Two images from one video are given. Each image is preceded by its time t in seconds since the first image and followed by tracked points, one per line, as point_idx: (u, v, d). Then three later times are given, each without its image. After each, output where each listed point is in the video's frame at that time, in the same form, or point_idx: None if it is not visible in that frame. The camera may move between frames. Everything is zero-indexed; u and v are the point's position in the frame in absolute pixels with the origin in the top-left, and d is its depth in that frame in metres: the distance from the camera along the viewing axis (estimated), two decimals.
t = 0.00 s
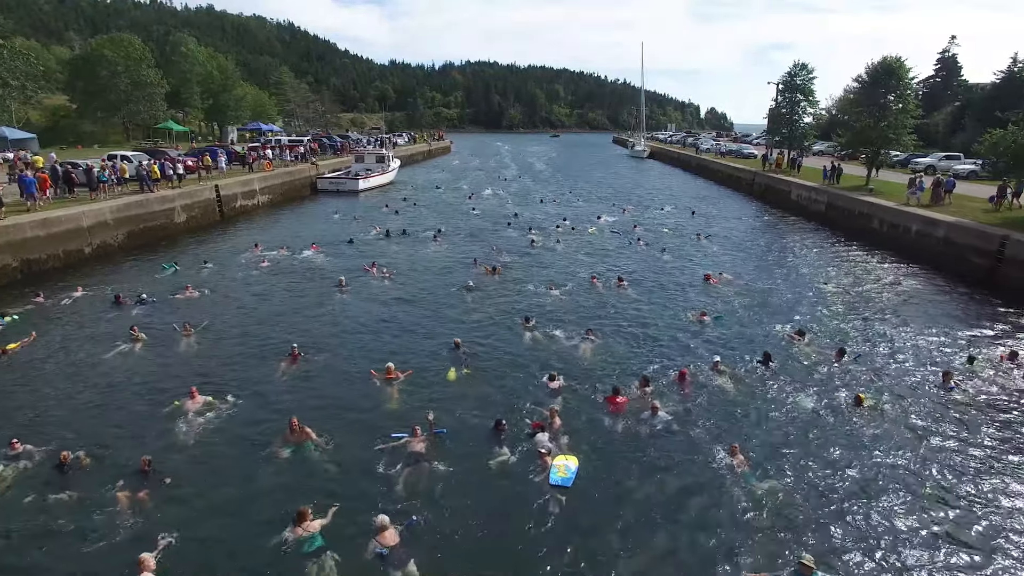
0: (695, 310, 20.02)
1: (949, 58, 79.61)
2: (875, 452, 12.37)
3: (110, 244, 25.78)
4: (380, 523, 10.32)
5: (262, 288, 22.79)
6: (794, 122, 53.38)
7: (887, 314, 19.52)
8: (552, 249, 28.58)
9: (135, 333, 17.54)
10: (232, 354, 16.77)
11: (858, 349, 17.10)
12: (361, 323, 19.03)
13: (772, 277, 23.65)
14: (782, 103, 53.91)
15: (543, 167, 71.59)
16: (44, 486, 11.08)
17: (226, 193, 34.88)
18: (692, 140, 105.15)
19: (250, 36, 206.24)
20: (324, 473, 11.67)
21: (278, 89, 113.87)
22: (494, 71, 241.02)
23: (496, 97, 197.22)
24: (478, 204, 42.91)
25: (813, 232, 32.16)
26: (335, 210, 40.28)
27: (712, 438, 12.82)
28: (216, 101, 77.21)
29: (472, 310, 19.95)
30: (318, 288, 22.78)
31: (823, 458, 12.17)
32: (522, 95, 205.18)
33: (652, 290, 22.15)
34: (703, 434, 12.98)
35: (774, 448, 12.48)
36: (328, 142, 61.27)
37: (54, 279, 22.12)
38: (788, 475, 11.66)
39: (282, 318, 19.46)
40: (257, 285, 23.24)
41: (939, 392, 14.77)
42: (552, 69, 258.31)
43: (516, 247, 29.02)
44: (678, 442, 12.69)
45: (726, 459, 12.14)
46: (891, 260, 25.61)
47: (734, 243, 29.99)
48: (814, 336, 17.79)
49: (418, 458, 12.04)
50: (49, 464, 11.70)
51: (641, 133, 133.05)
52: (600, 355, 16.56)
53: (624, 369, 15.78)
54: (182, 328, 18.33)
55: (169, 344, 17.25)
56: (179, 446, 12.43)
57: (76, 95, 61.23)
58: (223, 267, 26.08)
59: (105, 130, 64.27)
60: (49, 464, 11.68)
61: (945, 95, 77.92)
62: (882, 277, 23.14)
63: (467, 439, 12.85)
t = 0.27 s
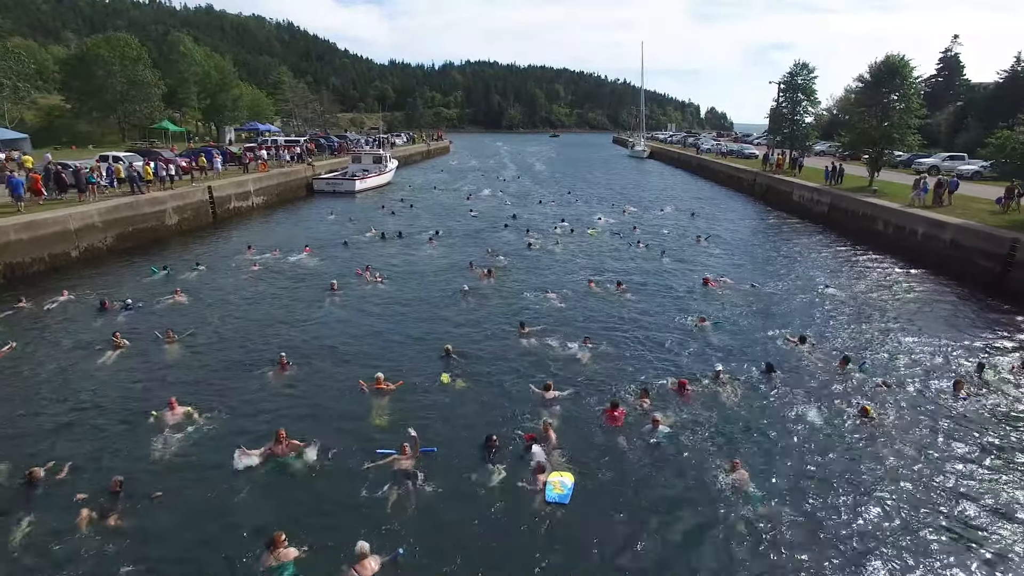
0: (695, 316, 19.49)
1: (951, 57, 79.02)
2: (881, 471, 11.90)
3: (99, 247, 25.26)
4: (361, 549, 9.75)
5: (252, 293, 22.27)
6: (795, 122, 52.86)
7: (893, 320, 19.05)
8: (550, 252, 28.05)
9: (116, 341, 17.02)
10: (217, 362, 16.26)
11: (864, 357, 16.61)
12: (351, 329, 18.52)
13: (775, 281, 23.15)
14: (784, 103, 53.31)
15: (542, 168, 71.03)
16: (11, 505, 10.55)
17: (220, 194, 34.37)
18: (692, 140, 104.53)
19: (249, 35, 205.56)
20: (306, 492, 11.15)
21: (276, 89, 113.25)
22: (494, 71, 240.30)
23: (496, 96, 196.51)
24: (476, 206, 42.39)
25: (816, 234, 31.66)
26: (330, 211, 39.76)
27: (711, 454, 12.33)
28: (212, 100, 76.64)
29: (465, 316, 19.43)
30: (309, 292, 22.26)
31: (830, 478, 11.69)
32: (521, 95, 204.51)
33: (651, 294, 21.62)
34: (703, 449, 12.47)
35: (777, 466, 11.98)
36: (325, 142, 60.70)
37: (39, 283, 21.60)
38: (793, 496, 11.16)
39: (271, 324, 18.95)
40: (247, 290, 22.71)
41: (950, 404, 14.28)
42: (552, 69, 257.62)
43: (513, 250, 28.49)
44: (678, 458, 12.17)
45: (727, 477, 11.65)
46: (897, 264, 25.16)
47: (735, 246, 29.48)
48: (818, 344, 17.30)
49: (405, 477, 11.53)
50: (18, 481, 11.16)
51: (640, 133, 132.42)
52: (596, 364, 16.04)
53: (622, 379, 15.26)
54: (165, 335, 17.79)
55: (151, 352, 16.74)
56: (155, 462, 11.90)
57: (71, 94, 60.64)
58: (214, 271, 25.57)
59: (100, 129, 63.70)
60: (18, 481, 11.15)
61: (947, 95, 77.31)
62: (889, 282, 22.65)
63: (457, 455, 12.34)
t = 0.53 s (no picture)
0: (695, 321, 19.06)
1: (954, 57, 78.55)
2: (887, 485, 11.49)
3: (89, 250, 24.84)
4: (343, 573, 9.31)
5: (243, 297, 21.87)
6: (797, 122, 52.43)
7: (899, 325, 18.65)
8: (548, 255, 27.69)
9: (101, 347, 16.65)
10: (202, 371, 15.88)
11: (868, 364, 16.22)
12: (343, 335, 18.11)
13: (777, 285, 22.72)
14: (785, 103, 52.87)
15: (541, 168, 70.62)
16: None
17: (214, 196, 33.97)
18: (693, 140, 104.05)
19: (249, 36, 205.10)
20: (289, 509, 10.73)
21: (275, 89, 112.82)
22: (494, 71, 239.79)
23: (496, 96, 195.95)
24: (474, 207, 41.99)
25: (818, 237, 31.27)
26: (327, 212, 39.37)
27: (711, 468, 11.91)
28: (210, 100, 76.20)
29: (459, 321, 19.02)
30: (302, 297, 21.86)
31: (835, 493, 11.26)
32: (521, 95, 203.99)
33: (649, 298, 21.19)
34: (702, 463, 12.04)
35: (779, 480, 11.57)
36: (323, 142, 60.25)
37: (27, 287, 21.18)
38: (797, 512, 10.74)
39: (260, 331, 18.56)
40: (238, 294, 22.30)
41: (959, 413, 13.86)
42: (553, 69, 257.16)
43: (510, 252, 28.11)
44: (676, 473, 11.75)
45: (727, 492, 11.23)
46: (903, 267, 24.79)
47: (736, 249, 29.10)
48: (821, 350, 16.90)
49: (393, 493, 11.11)
50: None
51: (640, 134, 132.00)
52: (593, 372, 15.61)
53: (619, 388, 14.83)
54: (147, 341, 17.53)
55: (137, 360, 16.39)
56: (134, 477, 11.49)
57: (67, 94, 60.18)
58: (206, 273, 25.15)
59: (96, 129, 63.28)
60: None
61: (949, 95, 76.85)
62: (894, 285, 22.26)
63: (447, 469, 11.92)
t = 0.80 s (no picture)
0: (695, 326, 18.62)
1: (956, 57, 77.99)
2: (896, 498, 11.07)
3: (79, 252, 24.41)
4: None
5: (234, 302, 21.44)
6: (799, 122, 51.96)
7: (905, 331, 18.22)
8: (546, 257, 27.27)
9: (84, 355, 16.27)
10: (188, 381, 15.52)
11: (873, 371, 15.78)
12: (333, 344, 17.71)
13: (780, 289, 22.28)
14: (786, 103, 52.40)
15: (540, 169, 70.19)
16: None
17: (209, 198, 33.54)
18: (694, 141, 103.48)
19: (248, 36, 204.58)
20: (270, 528, 10.31)
21: (274, 89, 112.40)
22: (494, 71, 239.26)
23: (496, 96, 195.39)
24: (472, 208, 41.56)
25: (821, 239, 30.85)
26: (323, 213, 38.95)
27: (711, 482, 11.46)
28: (208, 100, 75.74)
29: (453, 328, 18.59)
30: (294, 302, 21.42)
31: (842, 508, 10.82)
32: (521, 95, 203.41)
33: (649, 303, 20.75)
34: (701, 477, 11.59)
35: (782, 495, 11.13)
36: (320, 142, 59.79)
37: (13, 291, 20.75)
38: (802, 529, 10.30)
39: (249, 339, 18.17)
40: (228, 298, 21.87)
41: (971, 423, 13.42)
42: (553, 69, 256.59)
43: (508, 255, 27.71)
44: (674, 488, 11.30)
45: (729, 507, 10.81)
46: (908, 271, 24.41)
47: (737, 251, 28.68)
48: (825, 357, 16.46)
49: (379, 510, 10.68)
50: None
51: (640, 135, 131.46)
52: (590, 381, 15.18)
53: (617, 397, 14.39)
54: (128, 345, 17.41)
55: (121, 367, 16.09)
56: (112, 494, 11.09)
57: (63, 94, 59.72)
58: (198, 277, 24.73)
59: (93, 129, 62.90)
60: None
61: (951, 95, 76.31)
62: (900, 290, 21.84)
63: (436, 484, 11.49)
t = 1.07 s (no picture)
0: (696, 333, 18.13)
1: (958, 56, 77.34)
2: (907, 518, 10.58)
3: (66, 256, 23.90)
4: None
5: (223, 307, 20.94)
6: (800, 121, 51.42)
7: (912, 337, 17.77)
8: (544, 260, 26.80)
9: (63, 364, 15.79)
10: (170, 391, 15.01)
11: (880, 380, 15.30)
12: (323, 352, 17.21)
13: (783, 293, 21.81)
14: (788, 103, 51.84)
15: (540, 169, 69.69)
16: None
17: (202, 199, 33.04)
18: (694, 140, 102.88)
19: (247, 36, 203.92)
20: (249, 554, 9.84)
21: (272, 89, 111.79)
22: (494, 70, 238.60)
23: (495, 96, 194.76)
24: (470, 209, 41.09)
25: (824, 241, 30.39)
26: (318, 214, 38.48)
27: (713, 499, 11.01)
28: (204, 99, 75.18)
29: (448, 334, 18.11)
30: (284, 307, 20.91)
31: (850, 529, 10.33)
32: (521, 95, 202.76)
33: (648, 308, 20.27)
34: (703, 495, 11.11)
35: (787, 514, 10.65)
36: (317, 142, 59.26)
37: None
38: (808, 553, 9.81)
39: (237, 346, 17.68)
40: (218, 303, 21.39)
41: (984, 436, 12.93)
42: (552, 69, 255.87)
43: (504, 257, 27.24)
44: (675, 507, 10.82)
45: (731, 529, 10.30)
46: (914, 274, 23.97)
47: (739, 253, 28.21)
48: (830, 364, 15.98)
49: (365, 533, 10.21)
50: None
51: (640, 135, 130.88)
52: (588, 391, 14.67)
53: (616, 408, 13.91)
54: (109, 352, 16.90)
55: (103, 375, 15.61)
56: (86, 516, 10.64)
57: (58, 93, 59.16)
58: (188, 281, 24.23)
59: (88, 129, 62.42)
60: None
61: (953, 95, 75.72)
62: (906, 295, 21.39)
63: (425, 504, 11.01)
